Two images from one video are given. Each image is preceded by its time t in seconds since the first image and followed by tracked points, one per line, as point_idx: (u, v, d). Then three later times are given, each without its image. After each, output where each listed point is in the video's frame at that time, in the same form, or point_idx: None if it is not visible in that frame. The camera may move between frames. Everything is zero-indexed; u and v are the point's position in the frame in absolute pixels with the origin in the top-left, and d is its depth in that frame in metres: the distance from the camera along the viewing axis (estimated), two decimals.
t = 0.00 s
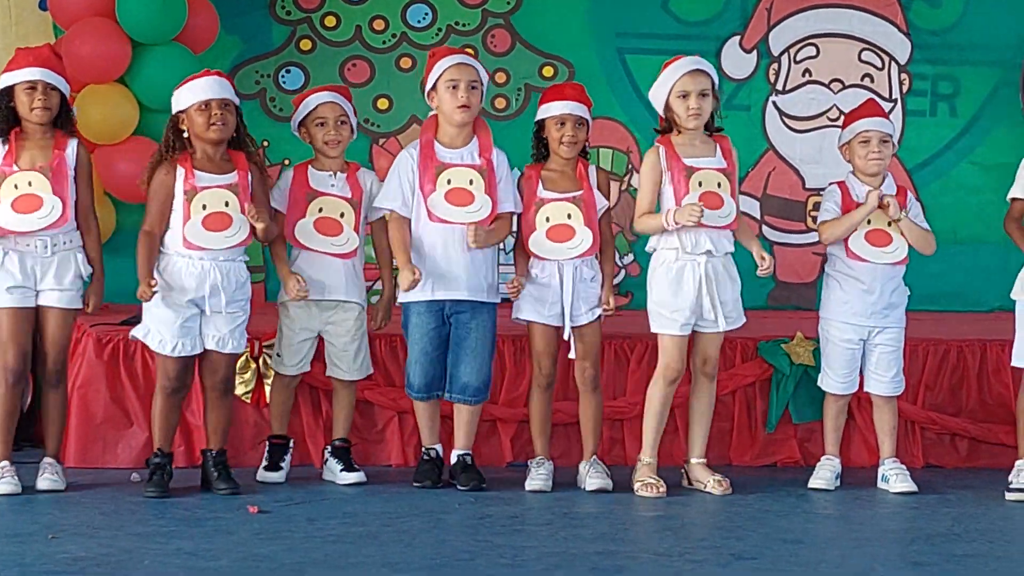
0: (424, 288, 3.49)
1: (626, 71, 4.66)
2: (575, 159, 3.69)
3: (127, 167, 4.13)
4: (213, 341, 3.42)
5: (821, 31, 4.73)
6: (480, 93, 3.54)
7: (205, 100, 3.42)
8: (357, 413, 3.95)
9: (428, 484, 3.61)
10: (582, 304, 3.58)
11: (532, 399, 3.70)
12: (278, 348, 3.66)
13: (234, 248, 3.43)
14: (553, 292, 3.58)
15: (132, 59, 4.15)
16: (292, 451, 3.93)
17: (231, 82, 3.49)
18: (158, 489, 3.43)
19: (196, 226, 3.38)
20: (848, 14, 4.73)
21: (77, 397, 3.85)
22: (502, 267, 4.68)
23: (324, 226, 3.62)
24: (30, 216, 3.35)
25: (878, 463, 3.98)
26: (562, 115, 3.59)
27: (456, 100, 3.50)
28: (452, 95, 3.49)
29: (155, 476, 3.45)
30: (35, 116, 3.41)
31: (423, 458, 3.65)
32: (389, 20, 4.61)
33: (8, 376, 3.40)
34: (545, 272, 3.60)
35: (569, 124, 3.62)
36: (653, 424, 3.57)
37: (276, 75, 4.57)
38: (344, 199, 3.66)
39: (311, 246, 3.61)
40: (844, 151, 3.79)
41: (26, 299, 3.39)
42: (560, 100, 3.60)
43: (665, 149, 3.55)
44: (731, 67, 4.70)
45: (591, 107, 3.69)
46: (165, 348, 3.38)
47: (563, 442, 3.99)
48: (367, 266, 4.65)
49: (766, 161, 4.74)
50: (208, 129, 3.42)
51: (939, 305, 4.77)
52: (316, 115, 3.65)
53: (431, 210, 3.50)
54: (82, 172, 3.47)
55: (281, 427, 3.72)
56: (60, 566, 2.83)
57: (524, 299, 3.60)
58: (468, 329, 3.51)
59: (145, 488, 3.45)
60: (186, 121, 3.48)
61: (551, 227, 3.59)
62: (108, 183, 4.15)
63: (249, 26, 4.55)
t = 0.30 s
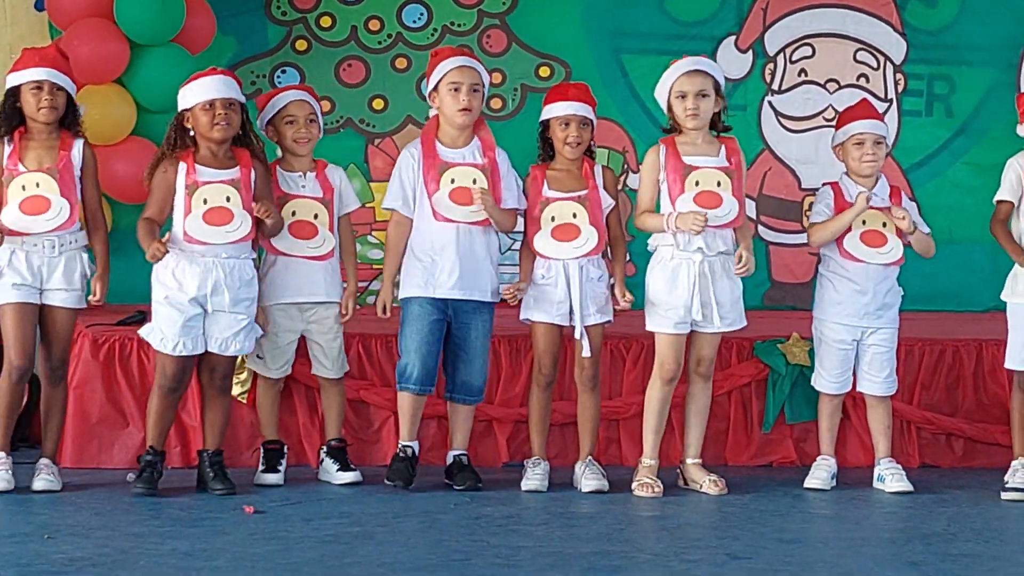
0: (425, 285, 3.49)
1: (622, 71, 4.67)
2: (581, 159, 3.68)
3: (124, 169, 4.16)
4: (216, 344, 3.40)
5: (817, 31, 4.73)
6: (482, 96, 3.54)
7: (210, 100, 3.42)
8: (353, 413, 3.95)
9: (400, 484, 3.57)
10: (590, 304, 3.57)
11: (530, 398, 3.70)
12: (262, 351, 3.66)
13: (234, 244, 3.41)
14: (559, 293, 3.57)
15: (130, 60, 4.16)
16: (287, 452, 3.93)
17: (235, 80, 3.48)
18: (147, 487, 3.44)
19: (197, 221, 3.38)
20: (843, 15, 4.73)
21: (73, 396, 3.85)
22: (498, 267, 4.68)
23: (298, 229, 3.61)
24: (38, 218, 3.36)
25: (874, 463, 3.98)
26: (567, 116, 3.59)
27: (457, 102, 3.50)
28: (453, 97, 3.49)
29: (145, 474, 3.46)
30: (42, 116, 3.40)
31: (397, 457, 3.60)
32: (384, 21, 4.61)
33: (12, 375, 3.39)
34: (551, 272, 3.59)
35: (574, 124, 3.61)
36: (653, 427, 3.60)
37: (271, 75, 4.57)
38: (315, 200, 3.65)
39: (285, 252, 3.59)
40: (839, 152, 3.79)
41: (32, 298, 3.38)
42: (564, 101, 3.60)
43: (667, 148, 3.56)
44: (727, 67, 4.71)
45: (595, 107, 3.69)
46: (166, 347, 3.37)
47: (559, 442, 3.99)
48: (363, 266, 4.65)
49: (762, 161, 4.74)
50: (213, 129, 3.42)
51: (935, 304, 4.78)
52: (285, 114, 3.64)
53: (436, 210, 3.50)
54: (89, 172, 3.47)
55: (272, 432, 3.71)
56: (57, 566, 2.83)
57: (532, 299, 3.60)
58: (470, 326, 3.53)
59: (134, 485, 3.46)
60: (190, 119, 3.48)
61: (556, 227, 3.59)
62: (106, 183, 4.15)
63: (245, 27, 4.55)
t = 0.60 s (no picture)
0: (411, 286, 3.49)
1: (618, 72, 4.67)
2: (579, 160, 3.68)
3: (122, 168, 4.16)
4: (210, 346, 3.41)
5: (814, 31, 4.73)
6: (462, 95, 3.53)
7: (199, 101, 3.41)
8: (350, 413, 3.96)
9: (395, 486, 3.57)
10: (587, 306, 3.58)
11: (526, 398, 3.70)
12: (251, 352, 3.65)
13: (219, 244, 3.42)
14: (556, 293, 3.58)
15: (130, 61, 4.15)
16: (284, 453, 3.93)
17: (226, 81, 3.47)
18: (144, 490, 3.44)
19: (176, 220, 3.40)
20: (841, 15, 4.74)
21: (69, 396, 3.86)
22: (495, 268, 4.68)
23: (285, 228, 3.62)
24: (24, 220, 3.37)
25: (871, 464, 3.98)
26: (565, 117, 3.59)
27: (437, 100, 3.49)
28: (433, 95, 3.48)
29: (141, 477, 3.46)
30: (37, 115, 3.41)
31: (392, 463, 3.61)
32: (381, 22, 4.62)
33: None
34: (548, 274, 3.60)
35: (571, 126, 3.61)
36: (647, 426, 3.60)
37: (268, 76, 4.57)
38: (304, 199, 3.66)
39: (274, 250, 3.60)
40: (836, 152, 3.78)
41: (16, 300, 3.38)
42: (562, 103, 3.60)
43: (661, 144, 3.59)
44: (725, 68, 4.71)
45: (593, 109, 3.69)
46: (159, 351, 3.40)
47: (556, 443, 3.99)
48: (361, 267, 4.66)
49: (759, 162, 4.74)
50: (201, 130, 3.42)
51: (933, 305, 4.78)
52: (282, 115, 3.64)
53: (430, 195, 3.49)
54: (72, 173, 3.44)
55: (268, 433, 3.71)
56: (54, 566, 2.84)
57: (529, 300, 3.60)
58: (450, 330, 3.54)
59: (131, 488, 3.45)
60: (179, 118, 3.47)
61: (554, 227, 3.59)
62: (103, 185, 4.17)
63: (241, 27, 4.55)
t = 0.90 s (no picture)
0: (402, 290, 3.49)
1: (615, 73, 4.67)
2: (573, 160, 3.67)
3: (120, 170, 4.14)
4: (201, 348, 3.41)
5: (811, 32, 4.74)
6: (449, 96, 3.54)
7: (188, 103, 3.40)
8: (347, 414, 3.95)
9: (392, 487, 3.56)
10: (583, 305, 3.58)
11: (523, 398, 3.70)
12: (252, 351, 3.64)
13: (211, 241, 3.42)
14: (553, 294, 3.57)
15: (130, 61, 4.16)
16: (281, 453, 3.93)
17: (216, 84, 3.46)
18: (141, 491, 3.44)
19: (165, 220, 3.41)
20: (837, 16, 4.74)
21: (66, 397, 3.85)
22: (491, 268, 4.68)
23: (293, 228, 3.63)
24: (14, 216, 3.38)
25: (868, 464, 3.98)
26: (559, 119, 3.59)
27: (425, 102, 3.49)
28: (421, 98, 3.48)
29: (137, 478, 3.45)
30: (40, 118, 3.40)
31: (388, 464, 3.61)
32: (378, 22, 4.61)
33: None
34: (545, 274, 3.58)
35: (565, 127, 3.61)
36: (642, 426, 3.61)
37: (265, 77, 4.57)
38: (312, 199, 3.67)
39: (282, 251, 3.62)
40: (832, 153, 3.78)
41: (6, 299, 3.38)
42: (555, 104, 3.60)
43: (657, 147, 3.57)
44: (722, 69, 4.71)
45: (586, 110, 3.69)
46: (148, 353, 3.39)
47: (553, 444, 3.99)
48: (357, 268, 4.65)
49: (755, 162, 4.74)
50: (189, 132, 3.41)
51: (929, 305, 4.79)
52: (286, 115, 3.63)
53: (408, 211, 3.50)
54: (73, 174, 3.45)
55: (266, 433, 3.71)
56: (51, 567, 2.84)
57: (528, 302, 3.59)
58: (443, 329, 3.54)
59: (127, 490, 3.45)
60: (167, 119, 3.47)
61: (558, 225, 3.60)
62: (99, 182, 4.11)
63: (238, 28, 4.55)
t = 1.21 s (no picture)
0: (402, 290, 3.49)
1: (612, 75, 4.67)
2: (569, 163, 3.69)
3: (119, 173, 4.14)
4: (195, 351, 3.41)
5: (808, 34, 4.74)
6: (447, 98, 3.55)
7: (179, 105, 3.41)
8: (344, 416, 3.95)
9: (390, 489, 3.57)
10: (583, 308, 3.57)
11: (519, 400, 3.70)
12: (251, 354, 3.65)
13: (204, 242, 3.42)
14: (553, 297, 3.57)
15: (130, 66, 4.15)
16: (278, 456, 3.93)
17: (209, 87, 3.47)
18: (138, 493, 3.44)
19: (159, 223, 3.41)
20: (835, 18, 4.73)
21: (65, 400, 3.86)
22: (489, 271, 4.68)
23: (297, 228, 3.63)
24: (27, 219, 3.37)
25: (865, 467, 3.98)
26: (554, 121, 3.59)
27: (425, 105, 3.50)
28: (421, 100, 3.49)
29: (135, 481, 3.46)
30: (51, 121, 3.41)
31: (385, 466, 3.60)
32: (375, 25, 4.62)
33: None
34: (545, 276, 3.59)
35: (561, 130, 3.62)
36: (639, 428, 3.61)
37: (262, 80, 4.58)
38: (313, 199, 3.69)
39: (288, 252, 3.61)
40: (830, 156, 3.78)
41: (18, 302, 3.38)
42: (550, 107, 3.59)
43: (653, 147, 3.59)
44: (720, 72, 4.71)
45: (581, 112, 3.68)
46: (142, 355, 3.39)
47: (550, 446, 3.99)
48: (355, 270, 4.65)
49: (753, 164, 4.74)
50: (180, 135, 3.42)
51: (927, 307, 4.78)
52: (281, 119, 3.63)
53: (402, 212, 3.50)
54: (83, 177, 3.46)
55: (263, 436, 3.71)
56: (48, 570, 2.84)
57: (528, 305, 3.59)
58: (443, 334, 3.54)
59: (125, 492, 3.45)
60: (159, 122, 3.48)
61: (558, 228, 3.60)
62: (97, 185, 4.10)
63: (235, 30, 4.55)
